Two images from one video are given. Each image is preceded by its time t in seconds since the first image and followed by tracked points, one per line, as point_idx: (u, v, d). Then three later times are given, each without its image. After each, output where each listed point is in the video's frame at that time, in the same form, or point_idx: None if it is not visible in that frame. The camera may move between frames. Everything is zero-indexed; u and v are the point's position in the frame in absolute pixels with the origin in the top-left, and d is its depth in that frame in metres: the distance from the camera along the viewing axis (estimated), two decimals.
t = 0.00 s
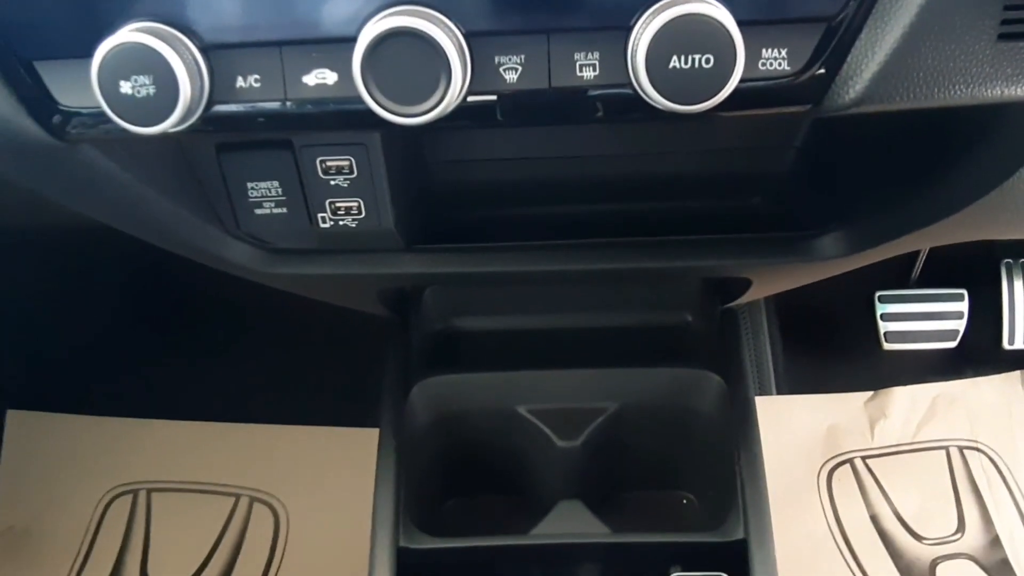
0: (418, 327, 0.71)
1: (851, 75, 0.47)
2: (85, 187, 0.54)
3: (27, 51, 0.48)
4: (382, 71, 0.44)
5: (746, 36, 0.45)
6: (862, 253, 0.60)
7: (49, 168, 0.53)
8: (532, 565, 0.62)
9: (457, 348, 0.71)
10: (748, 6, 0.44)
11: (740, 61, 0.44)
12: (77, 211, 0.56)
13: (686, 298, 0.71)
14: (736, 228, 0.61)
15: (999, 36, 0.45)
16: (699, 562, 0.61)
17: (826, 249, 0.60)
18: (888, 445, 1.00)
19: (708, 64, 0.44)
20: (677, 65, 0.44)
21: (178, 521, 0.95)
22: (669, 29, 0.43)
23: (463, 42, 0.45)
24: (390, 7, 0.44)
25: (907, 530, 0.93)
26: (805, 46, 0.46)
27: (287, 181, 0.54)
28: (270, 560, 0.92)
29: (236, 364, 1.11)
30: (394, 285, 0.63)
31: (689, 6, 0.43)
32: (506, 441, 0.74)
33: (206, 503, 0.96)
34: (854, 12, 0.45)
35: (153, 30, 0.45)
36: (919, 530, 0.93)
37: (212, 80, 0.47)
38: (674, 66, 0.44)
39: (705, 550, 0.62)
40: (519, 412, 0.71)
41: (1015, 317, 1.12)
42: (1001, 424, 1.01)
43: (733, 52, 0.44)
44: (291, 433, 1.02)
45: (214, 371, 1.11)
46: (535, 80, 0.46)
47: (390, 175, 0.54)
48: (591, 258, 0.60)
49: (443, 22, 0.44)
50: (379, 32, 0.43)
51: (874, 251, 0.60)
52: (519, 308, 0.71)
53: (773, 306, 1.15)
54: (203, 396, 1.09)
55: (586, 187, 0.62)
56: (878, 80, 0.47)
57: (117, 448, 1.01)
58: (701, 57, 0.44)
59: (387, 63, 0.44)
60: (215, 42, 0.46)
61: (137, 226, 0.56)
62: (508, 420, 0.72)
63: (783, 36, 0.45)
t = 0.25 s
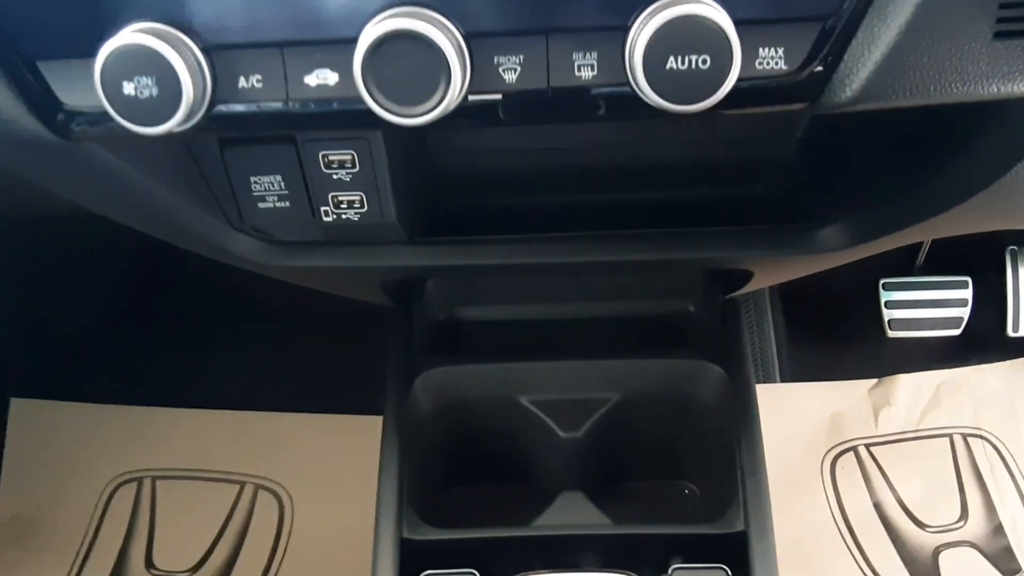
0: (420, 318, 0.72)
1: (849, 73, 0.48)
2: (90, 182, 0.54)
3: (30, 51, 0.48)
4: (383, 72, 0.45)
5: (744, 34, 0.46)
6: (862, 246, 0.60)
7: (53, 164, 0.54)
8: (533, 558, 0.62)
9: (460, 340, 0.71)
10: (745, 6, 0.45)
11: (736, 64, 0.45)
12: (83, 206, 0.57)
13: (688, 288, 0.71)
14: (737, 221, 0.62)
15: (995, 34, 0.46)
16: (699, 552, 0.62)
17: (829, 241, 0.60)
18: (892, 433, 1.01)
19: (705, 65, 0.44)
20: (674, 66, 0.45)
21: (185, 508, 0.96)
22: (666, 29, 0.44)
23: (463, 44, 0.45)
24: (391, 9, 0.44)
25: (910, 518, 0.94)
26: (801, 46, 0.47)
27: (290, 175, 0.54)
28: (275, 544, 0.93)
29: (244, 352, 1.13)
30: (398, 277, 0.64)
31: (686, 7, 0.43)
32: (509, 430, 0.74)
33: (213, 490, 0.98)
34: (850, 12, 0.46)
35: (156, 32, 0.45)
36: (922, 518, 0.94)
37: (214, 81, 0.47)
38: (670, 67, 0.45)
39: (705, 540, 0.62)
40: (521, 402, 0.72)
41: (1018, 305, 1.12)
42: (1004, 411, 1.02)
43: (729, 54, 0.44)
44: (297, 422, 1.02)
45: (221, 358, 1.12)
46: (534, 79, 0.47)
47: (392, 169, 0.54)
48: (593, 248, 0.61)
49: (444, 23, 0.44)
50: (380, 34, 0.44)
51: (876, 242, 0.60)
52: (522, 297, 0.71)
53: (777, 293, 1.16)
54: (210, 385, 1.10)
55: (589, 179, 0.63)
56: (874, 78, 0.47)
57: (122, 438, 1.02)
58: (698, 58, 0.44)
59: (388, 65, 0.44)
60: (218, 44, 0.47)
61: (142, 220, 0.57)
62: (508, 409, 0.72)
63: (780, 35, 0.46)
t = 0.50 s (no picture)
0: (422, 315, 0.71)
1: (849, 69, 0.48)
2: (92, 180, 0.55)
3: (32, 50, 0.49)
4: (384, 69, 0.45)
5: (745, 31, 0.46)
6: (862, 241, 0.61)
7: (55, 163, 0.54)
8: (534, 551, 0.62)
9: (463, 336, 0.71)
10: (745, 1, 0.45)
11: (736, 60, 0.45)
12: (86, 204, 0.57)
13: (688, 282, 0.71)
14: (735, 217, 0.62)
15: (993, 30, 0.46)
16: (700, 544, 0.62)
17: (829, 236, 0.61)
18: (892, 426, 1.01)
19: (706, 60, 0.45)
20: (676, 62, 0.45)
21: (189, 502, 0.97)
22: (666, 25, 0.44)
23: (463, 41, 0.45)
24: (392, 6, 0.45)
25: (910, 510, 0.94)
26: (801, 41, 0.47)
27: (292, 172, 0.55)
28: (280, 538, 0.93)
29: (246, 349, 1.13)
30: (399, 273, 0.64)
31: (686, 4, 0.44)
32: (511, 425, 0.75)
33: (218, 485, 0.98)
34: (850, 7, 0.46)
35: (157, 30, 0.45)
36: (921, 511, 0.94)
37: (218, 78, 0.48)
38: (672, 63, 0.45)
39: (705, 532, 0.63)
40: (523, 397, 0.72)
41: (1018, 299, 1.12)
42: (1003, 403, 1.02)
43: (730, 49, 0.45)
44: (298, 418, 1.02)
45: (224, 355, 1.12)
46: (534, 75, 0.47)
47: (393, 165, 0.54)
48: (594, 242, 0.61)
49: (445, 20, 0.44)
50: (380, 32, 0.44)
51: (876, 237, 0.61)
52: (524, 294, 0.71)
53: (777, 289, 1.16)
54: (212, 382, 1.10)
55: (590, 176, 0.63)
56: (874, 74, 0.48)
57: (124, 434, 1.02)
58: (699, 54, 0.44)
59: (389, 62, 0.45)
60: (220, 42, 0.47)
61: (145, 218, 0.57)
62: (513, 405, 0.73)
63: (781, 31, 0.47)
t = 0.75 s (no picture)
0: (424, 309, 0.73)
1: (847, 62, 0.48)
2: (94, 175, 0.55)
3: (35, 43, 0.49)
4: (387, 62, 0.45)
5: (746, 25, 0.46)
6: (860, 237, 0.61)
7: (57, 157, 0.54)
8: (537, 543, 0.63)
9: (462, 328, 0.72)
10: None
11: (737, 54, 0.45)
12: (87, 198, 0.57)
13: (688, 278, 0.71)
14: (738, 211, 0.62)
15: (990, 25, 0.47)
16: (701, 537, 0.63)
17: (829, 230, 0.61)
18: (891, 423, 1.01)
19: (707, 53, 0.45)
20: (677, 55, 0.45)
21: (191, 500, 0.97)
22: (667, 19, 0.44)
23: (466, 34, 0.45)
24: None
25: (909, 507, 0.95)
26: (802, 35, 0.47)
27: (295, 167, 0.55)
28: (282, 536, 0.94)
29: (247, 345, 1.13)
30: (401, 268, 0.64)
31: None
32: (512, 420, 0.75)
33: (219, 482, 0.98)
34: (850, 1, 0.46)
35: (162, 24, 0.46)
36: (921, 507, 0.95)
37: (223, 72, 0.48)
38: (673, 56, 0.45)
39: (706, 527, 0.63)
40: (526, 394, 0.72)
41: (1016, 295, 1.12)
42: (1001, 400, 1.02)
43: (731, 43, 0.45)
44: (300, 414, 1.03)
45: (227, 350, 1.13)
46: (536, 69, 0.47)
47: (396, 161, 0.55)
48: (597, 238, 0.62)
49: (448, 14, 0.45)
50: (384, 26, 0.44)
51: (873, 233, 0.61)
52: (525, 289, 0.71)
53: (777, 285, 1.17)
54: (214, 379, 1.11)
55: (591, 171, 0.63)
56: (873, 67, 0.48)
57: (126, 431, 1.02)
58: (700, 47, 0.45)
59: (392, 56, 0.45)
60: (224, 36, 0.47)
61: (147, 213, 0.57)
62: (516, 401, 0.73)
63: (781, 25, 0.47)
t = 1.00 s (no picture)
0: (428, 297, 0.72)
1: (848, 62, 0.48)
2: (96, 165, 0.55)
3: (35, 34, 0.49)
4: (385, 60, 0.45)
5: (746, 24, 0.46)
6: (867, 233, 0.61)
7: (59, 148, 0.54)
8: (540, 538, 0.63)
9: (466, 318, 0.73)
10: None
11: (737, 53, 0.45)
12: (91, 188, 0.58)
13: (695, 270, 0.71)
14: (747, 203, 0.62)
15: (992, 26, 0.46)
16: (702, 532, 0.63)
17: (837, 227, 0.61)
18: (902, 416, 1.01)
19: (706, 53, 0.45)
20: (675, 55, 0.45)
21: (195, 487, 0.98)
22: (665, 19, 0.44)
23: (465, 31, 0.45)
24: None
25: (918, 499, 0.94)
26: (802, 35, 0.47)
27: (298, 158, 0.55)
28: (285, 526, 0.95)
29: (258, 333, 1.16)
30: (406, 259, 0.64)
31: None
32: (517, 411, 0.75)
33: (224, 470, 0.99)
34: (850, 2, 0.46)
35: (160, 18, 0.46)
36: (930, 500, 0.94)
37: (222, 67, 0.48)
38: (671, 56, 0.45)
39: (709, 522, 0.63)
40: (529, 385, 0.72)
41: None
42: (1012, 394, 1.02)
43: (730, 42, 0.44)
44: (309, 399, 1.03)
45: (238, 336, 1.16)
46: (535, 67, 0.47)
47: (400, 153, 0.55)
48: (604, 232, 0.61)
49: (446, 12, 0.45)
50: (382, 23, 0.44)
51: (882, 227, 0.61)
52: (530, 279, 0.71)
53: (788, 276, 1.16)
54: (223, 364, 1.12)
55: (598, 163, 0.62)
56: (877, 66, 0.47)
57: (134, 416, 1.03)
58: (698, 47, 0.45)
59: (390, 54, 0.45)
60: (222, 30, 0.47)
61: (150, 203, 0.57)
62: (519, 393, 0.73)
63: (783, 24, 0.46)
